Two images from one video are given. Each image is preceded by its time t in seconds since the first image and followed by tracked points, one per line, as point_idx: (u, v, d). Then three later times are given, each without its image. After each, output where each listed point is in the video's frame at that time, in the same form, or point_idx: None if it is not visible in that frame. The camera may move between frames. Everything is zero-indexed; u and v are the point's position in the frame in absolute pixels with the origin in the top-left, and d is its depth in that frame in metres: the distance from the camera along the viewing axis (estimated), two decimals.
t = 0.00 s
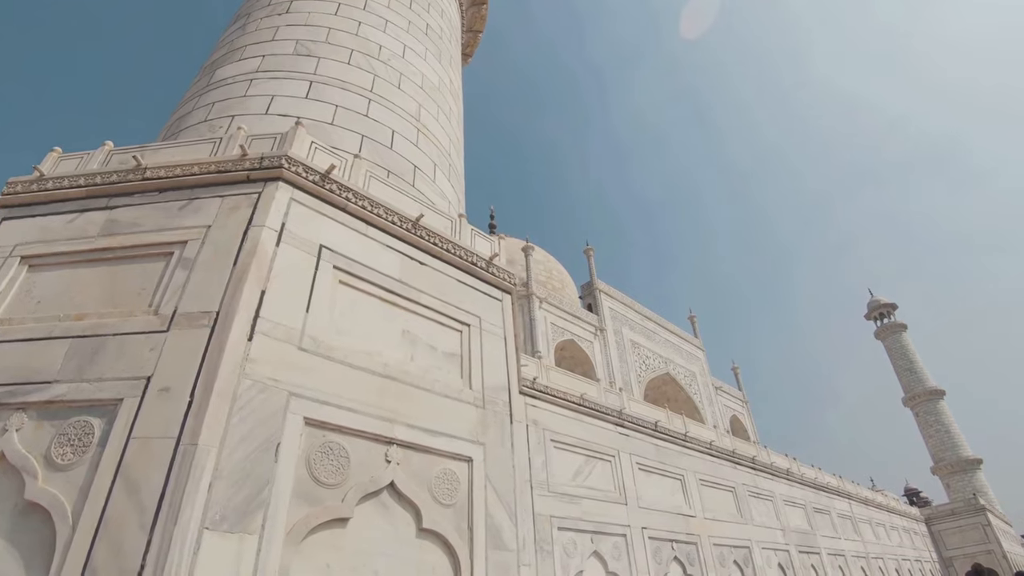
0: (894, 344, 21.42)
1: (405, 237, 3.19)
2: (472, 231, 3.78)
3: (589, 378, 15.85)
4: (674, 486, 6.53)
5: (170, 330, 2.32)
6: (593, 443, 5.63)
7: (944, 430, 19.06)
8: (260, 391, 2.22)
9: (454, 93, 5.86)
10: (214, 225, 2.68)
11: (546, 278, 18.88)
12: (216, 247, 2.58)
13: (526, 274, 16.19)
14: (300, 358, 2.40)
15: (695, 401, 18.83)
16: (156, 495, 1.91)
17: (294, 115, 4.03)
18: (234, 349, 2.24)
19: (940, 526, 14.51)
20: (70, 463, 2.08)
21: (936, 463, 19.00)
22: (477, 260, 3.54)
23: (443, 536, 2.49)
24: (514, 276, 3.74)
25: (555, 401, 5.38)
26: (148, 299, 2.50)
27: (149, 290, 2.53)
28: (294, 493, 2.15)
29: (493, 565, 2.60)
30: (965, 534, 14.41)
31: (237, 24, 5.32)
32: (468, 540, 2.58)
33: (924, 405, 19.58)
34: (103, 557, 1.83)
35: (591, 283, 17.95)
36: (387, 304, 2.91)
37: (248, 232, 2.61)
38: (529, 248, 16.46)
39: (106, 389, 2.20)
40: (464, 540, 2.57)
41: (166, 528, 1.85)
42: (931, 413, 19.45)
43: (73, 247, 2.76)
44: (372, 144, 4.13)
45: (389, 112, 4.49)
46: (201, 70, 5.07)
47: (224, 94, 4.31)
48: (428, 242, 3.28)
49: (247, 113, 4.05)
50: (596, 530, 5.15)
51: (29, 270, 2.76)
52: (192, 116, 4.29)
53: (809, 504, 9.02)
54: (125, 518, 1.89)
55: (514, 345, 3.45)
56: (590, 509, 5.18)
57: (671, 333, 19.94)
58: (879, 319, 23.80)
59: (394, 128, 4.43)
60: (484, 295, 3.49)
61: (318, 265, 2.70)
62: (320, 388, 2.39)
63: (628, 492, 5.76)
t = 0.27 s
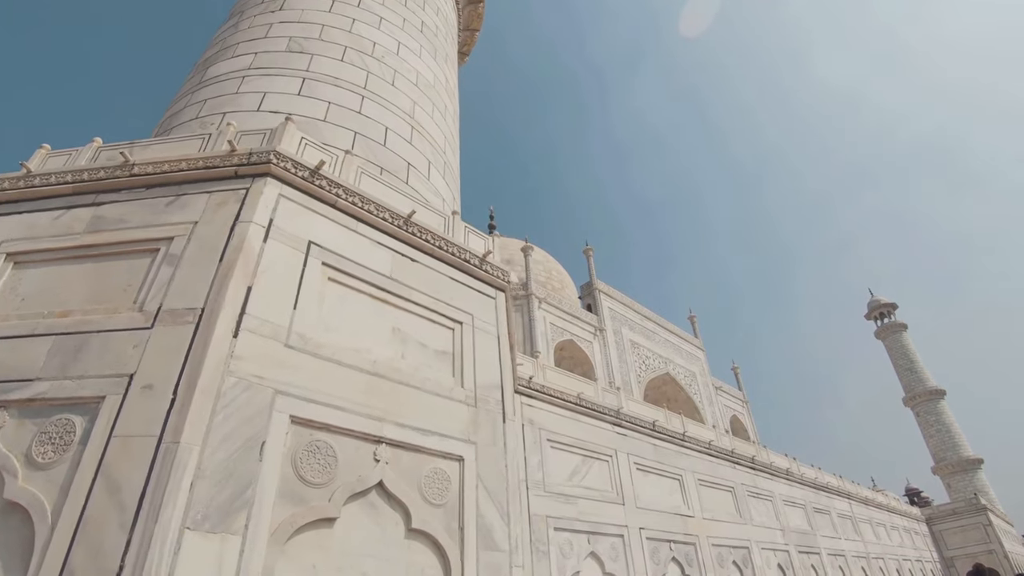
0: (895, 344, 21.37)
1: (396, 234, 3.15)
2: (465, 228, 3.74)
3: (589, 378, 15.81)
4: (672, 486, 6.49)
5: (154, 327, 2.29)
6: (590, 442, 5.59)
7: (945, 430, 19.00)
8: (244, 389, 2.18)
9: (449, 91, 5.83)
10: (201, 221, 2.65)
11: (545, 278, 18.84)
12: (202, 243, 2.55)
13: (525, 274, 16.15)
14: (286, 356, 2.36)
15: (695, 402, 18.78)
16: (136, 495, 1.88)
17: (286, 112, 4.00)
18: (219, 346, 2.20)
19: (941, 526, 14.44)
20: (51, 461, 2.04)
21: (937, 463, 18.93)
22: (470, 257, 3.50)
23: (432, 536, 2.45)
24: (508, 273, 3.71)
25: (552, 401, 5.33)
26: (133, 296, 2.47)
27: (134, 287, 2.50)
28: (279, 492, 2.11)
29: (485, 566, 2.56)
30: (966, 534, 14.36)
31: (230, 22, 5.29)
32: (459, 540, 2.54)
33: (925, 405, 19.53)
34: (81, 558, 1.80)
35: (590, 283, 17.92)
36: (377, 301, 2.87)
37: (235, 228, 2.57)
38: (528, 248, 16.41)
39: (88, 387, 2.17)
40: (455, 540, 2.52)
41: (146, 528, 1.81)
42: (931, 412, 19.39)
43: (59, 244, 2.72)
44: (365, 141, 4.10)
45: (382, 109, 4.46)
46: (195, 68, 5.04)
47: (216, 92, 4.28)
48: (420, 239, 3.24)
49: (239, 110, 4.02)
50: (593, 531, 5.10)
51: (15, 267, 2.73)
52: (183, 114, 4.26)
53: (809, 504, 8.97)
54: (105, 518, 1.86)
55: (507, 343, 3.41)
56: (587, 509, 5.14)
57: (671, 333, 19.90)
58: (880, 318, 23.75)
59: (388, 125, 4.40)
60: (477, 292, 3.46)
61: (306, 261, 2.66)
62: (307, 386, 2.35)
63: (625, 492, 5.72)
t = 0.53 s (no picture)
0: (895, 344, 21.31)
1: (385, 230, 3.11)
2: (457, 225, 3.70)
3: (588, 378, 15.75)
4: (670, 487, 6.44)
5: (135, 323, 2.25)
6: (586, 442, 5.55)
7: (945, 430, 18.94)
8: (226, 386, 2.14)
9: (444, 88, 5.79)
10: (185, 217, 2.61)
11: (545, 279, 18.80)
12: (186, 238, 2.51)
13: (524, 274, 16.11)
14: (270, 352, 2.32)
15: (694, 402, 18.71)
16: (113, 493, 1.83)
17: (277, 108, 3.96)
18: (200, 342, 2.16)
19: (942, 526, 14.38)
20: (28, 460, 2.00)
21: (938, 463, 18.86)
22: (462, 254, 3.46)
23: (419, 536, 2.41)
24: (501, 271, 3.67)
25: (547, 400, 5.30)
26: (115, 292, 2.43)
27: (116, 283, 2.46)
28: (261, 491, 2.07)
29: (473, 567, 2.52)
30: (966, 534, 14.30)
31: (223, 19, 5.26)
32: (447, 541, 2.49)
33: (926, 405, 19.47)
34: (55, 558, 1.75)
35: (590, 284, 17.88)
36: (365, 298, 2.83)
37: (219, 223, 2.53)
38: (528, 248, 16.37)
39: (67, 384, 2.13)
40: (442, 541, 2.48)
41: (122, 527, 1.77)
42: (931, 412, 19.33)
43: (42, 240, 2.68)
44: (357, 137, 4.06)
45: (374, 106, 4.42)
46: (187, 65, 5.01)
47: (207, 88, 4.25)
48: (410, 235, 3.20)
49: (229, 107, 3.98)
50: (589, 531, 5.06)
51: None
52: (174, 111, 4.23)
53: (809, 504, 8.92)
54: (80, 517, 1.81)
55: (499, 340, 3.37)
56: (582, 509, 5.09)
57: (671, 333, 19.85)
58: (880, 318, 23.69)
59: (380, 122, 4.36)
60: (469, 289, 3.41)
61: (292, 257, 2.62)
62: (291, 384, 2.31)
63: (622, 492, 5.67)
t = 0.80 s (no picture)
0: (896, 345, 21.25)
1: (375, 226, 3.08)
2: (450, 222, 3.67)
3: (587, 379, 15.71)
4: (667, 487, 6.40)
5: (119, 319, 2.22)
6: (582, 441, 5.51)
7: (946, 430, 18.88)
8: (210, 382, 2.11)
9: (439, 86, 5.77)
10: (172, 212, 2.58)
11: (544, 279, 18.77)
12: (172, 234, 2.48)
13: (523, 274, 16.07)
14: (256, 350, 2.29)
15: (694, 403, 18.66)
16: (92, 491, 1.80)
17: (269, 105, 3.93)
18: (184, 338, 2.13)
19: (942, 527, 14.33)
20: (7, 457, 1.97)
21: (938, 463, 18.80)
22: (454, 251, 3.43)
23: (408, 536, 2.37)
24: (494, 268, 3.63)
25: (542, 399, 5.27)
26: (99, 288, 2.40)
27: (101, 279, 2.43)
28: (245, 489, 2.03)
29: (463, 567, 2.48)
30: (967, 535, 14.24)
31: (217, 17, 5.23)
32: (436, 541, 2.46)
33: (926, 405, 19.42)
34: (32, 557, 1.72)
35: (589, 284, 17.85)
36: (355, 296, 2.80)
37: (205, 218, 2.50)
38: (527, 248, 16.35)
39: (49, 381, 2.09)
40: (431, 541, 2.44)
41: (100, 525, 1.73)
42: (932, 412, 19.29)
43: (27, 236, 2.65)
44: (349, 134, 4.03)
45: (368, 103, 4.39)
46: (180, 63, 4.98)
47: (199, 85, 4.22)
48: (401, 232, 3.17)
49: (221, 104, 3.96)
50: (585, 532, 5.02)
51: None
52: (166, 108, 4.20)
53: (808, 505, 8.88)
54: (59, 515, 1.78)
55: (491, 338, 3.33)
56: (578, 509, 5.05)
57: (671, 334, 19.81)
58: (880, 319, 23.65)
59: (374, 119, 4.33)
60: (461, 287, 3.38)
61: (280, 253, 2.59)
62: (277, 381, 2.28)
63: (618, 492, 5.63)
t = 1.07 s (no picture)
0: (896, 345, 21.19)
1: (364, 222, 3.05)
2: (441, 219, 3.64)
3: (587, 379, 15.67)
4: (664, 487, 6.36)
5: (99, 314, 2.19)
6: (577, 441, 5.47)
7: (946, 431, 18.81)
8: (190, 378, 2.07)
9: (434, 84, 5.74)
10: (156, 207, 2.55)
11: (544, 280, 18.74)
12: (155, 228, 2.45)
13: (522, 275, 16.04)
14: (239, 345, 2.26)
15: (694, 403, 18.60)
16: (66, 487, 1.77)
17: (259, 101, 3.90)
18: (164, 333, 2.10)
19: (943, 528, 14.26)
20: None
21: (939, 464, 18.73)
22: (445, 248, 3.40)
23: (393, 535, 2.33)
24: (485, 265, 3.60)
25: (536, 399, 5.24)
26: (81, 283, 2.36)
27: (83, 274, 2.39)
28: (225, 487, 2.00)
29: (450, 567, 2.44)
30: (968, 536, 14.16)
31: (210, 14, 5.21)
32: (422, 540, 2.42)
33: (926, 406, 19.35)
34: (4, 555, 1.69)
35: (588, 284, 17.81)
36: (342, 292, 2.76)
37: (189, 212, 2.47)
38: (525, 249, 16.32)
39: (27, 376, 2.06)
40: (417, 540, 2.40)
41: (74, 523, 1.70)
42: (932, 413, 19.21)
43: (10, 231, 2.62)
44: (341, 131, 4.00)
45: (360, 100, 4.36)
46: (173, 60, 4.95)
47: (190, 82, 4.19)
48: (390, 228, 3.14)
49: (211, 100, 3.93)
50: (580, 532, 4.98)
51: None
52: (157, 105, 4.18)
53: (807, 505, 8.82)
54: (32, 513, 1.75)
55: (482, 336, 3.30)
56: (573, 509, 5.01)
57: (670, 334, 19.76)
58: (880, 319, 23.58)
59: (366, 116, 4.30)
60: (452, 283, 3.35)
61: (265, 249, 2.56)
62: (260, 377, 2.24)
63: (614, 492, 5.59)
